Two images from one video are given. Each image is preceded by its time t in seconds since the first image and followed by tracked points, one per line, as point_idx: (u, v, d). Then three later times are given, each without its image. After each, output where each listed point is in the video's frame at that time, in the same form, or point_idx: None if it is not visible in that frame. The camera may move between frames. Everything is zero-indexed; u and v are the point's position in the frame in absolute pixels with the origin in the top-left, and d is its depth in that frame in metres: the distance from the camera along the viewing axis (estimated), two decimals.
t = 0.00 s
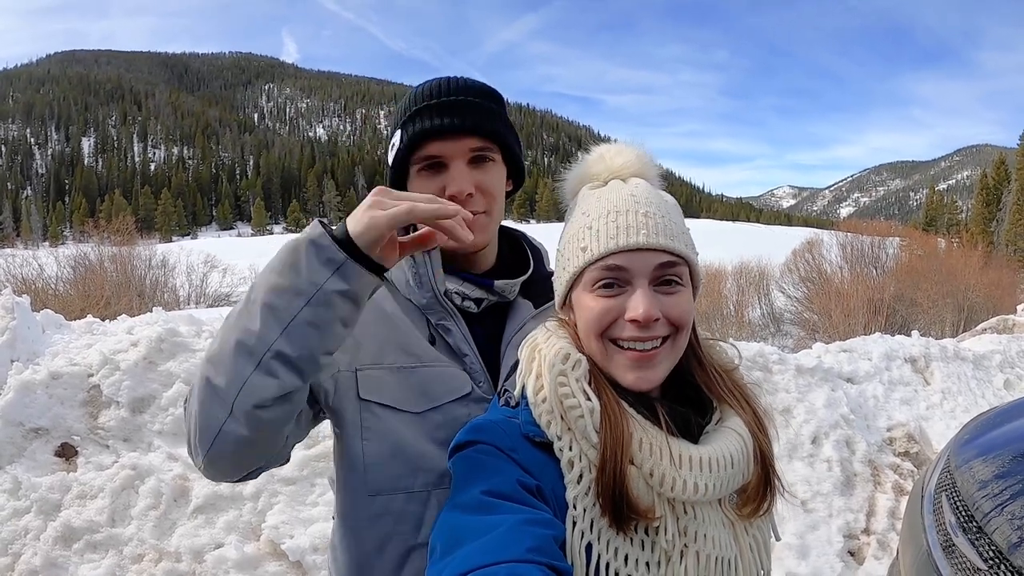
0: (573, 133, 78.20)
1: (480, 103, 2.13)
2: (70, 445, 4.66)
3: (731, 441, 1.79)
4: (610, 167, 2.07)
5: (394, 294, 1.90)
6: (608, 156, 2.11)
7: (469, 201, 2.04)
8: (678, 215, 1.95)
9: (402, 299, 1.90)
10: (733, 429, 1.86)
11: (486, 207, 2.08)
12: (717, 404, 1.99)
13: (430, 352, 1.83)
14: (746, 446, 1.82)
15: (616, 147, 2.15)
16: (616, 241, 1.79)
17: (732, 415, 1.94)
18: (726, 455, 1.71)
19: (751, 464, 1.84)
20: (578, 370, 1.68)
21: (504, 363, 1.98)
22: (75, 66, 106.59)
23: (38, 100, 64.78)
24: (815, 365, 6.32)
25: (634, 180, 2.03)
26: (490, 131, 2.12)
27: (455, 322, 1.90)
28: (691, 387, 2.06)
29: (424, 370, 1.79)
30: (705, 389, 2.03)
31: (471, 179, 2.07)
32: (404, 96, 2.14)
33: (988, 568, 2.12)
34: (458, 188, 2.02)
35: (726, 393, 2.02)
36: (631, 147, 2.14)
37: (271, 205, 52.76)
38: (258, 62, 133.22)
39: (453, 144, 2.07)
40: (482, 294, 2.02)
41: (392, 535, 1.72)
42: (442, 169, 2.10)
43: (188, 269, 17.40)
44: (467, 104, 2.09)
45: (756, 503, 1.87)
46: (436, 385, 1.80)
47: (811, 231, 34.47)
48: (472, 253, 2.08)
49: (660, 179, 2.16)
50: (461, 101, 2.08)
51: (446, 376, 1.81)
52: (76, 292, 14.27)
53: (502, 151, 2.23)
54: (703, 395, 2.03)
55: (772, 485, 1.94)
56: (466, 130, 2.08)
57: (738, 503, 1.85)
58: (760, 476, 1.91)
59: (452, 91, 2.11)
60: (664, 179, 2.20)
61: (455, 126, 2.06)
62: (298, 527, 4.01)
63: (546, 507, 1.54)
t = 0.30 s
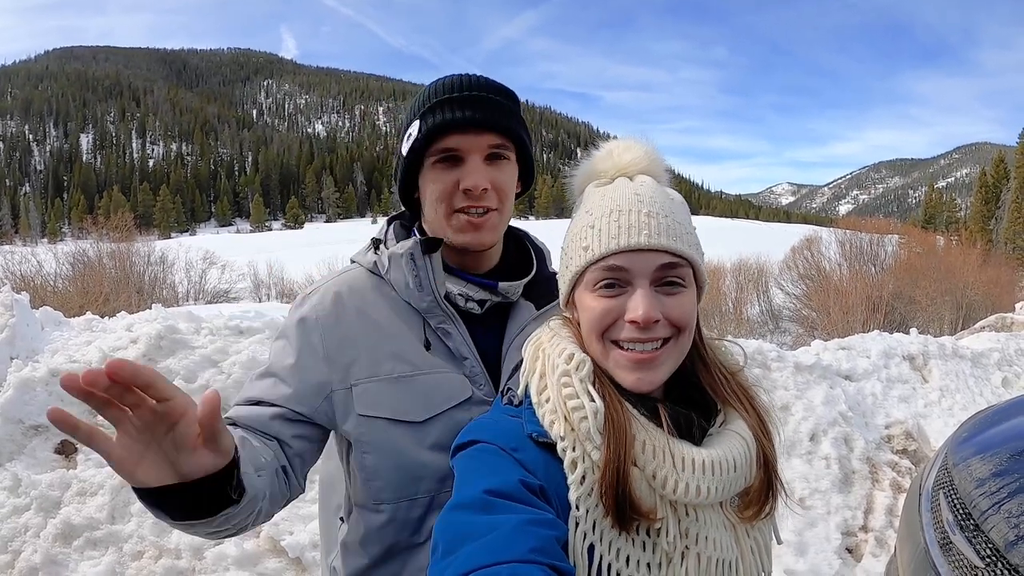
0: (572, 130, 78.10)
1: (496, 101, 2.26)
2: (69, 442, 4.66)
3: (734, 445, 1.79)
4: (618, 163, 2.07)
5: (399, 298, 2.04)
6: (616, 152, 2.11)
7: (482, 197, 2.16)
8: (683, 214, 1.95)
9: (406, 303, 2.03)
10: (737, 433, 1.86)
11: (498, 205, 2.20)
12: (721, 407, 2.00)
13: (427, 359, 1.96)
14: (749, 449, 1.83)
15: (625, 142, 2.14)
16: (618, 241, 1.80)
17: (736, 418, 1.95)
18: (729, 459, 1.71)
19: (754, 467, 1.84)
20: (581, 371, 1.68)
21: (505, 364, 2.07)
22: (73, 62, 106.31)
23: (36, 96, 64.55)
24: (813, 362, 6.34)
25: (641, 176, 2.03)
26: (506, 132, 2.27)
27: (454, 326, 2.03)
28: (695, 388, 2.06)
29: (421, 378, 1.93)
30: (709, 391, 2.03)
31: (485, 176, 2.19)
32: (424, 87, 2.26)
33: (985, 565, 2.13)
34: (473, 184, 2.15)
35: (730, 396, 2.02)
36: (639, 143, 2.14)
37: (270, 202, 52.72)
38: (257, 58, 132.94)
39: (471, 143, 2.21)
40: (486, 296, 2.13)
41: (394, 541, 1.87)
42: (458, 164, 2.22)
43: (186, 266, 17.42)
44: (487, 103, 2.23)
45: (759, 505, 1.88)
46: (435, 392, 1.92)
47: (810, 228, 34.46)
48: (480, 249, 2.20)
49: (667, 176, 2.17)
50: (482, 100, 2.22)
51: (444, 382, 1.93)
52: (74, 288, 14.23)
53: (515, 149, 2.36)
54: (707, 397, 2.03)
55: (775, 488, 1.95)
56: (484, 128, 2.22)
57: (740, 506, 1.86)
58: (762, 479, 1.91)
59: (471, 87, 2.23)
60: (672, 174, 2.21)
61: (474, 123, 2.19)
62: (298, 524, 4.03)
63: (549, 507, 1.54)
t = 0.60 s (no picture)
0: (571, 129, 78.03)
1: (497, 102, 2.27)
2: (68, 442, 4.66)
3: (733, 444, 1.79)
4: (618, 162, 2.07)
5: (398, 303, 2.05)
6: (617, 152, 2.12)
7: (482, 198, 2.16)
8: (681, 213, 1.95)
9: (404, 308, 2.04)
10: (735, 432, 1.87)
11: (498, 205, 2.20)
12: (720, 406, 2.00)
13: (426, 366, 1.97)
14: (747, 448, 1.83)
15: (625, 143, 2.15)
16: (616, 239, 1.80)
17: (734, 417, 1.95)
18: (727, 457, 1.71)
19: (753, 467, 1.84)
20: (580, 369, 1.68)
21: (505, 365, 2.08)
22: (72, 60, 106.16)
23: (35, 95, 64.45)
24: (812, 360, 6.36)
25: (641, 175, 2.03)
26: (506, 131, 2.27)
27: (453, 330, 2.03)
28: (693, 387, 2.06)
29: (423, 384, 1.93)
30: (708, 390, 2.03)
31: (485, 177, 2.19)
32: (426, 87, 2.28)
33: (984, 563, 2.13)
34: (472, 185, 2.14)
35: (730, 396, 2.02)
36: (639, 143, 2.15)
37: (270, 200, 52.71)
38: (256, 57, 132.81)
39: (471, 144, 2.22)
40: (486, 297, 2.14)
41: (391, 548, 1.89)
42: (458, 165, 2.23)
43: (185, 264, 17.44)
44: (488, 104, 2.24)
45: (758, 505, 1.88)
46: (436, 397, 1.92)
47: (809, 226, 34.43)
48: (481, 251, 2.21)
49: (667, 176, 2.16)
50: (483, 99, 2.23)
51: (445, 387, 1.94)
52: (73, 287, 14.21)
53: (516, 150, 2.37)
54: (706, 397, 2.03)
55: (773, 489, 1.95)
56: (485, 128, 2.22)
57: (739, 505, 1.86)
58: (761, 479, 1.91)
59: (471, 87, 2.24)
60: (672, 174, 2.21)
61: (474, 124, 2.20)
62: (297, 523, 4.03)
63: (548, 506, 1.55)
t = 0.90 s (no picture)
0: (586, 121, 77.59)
1: (523, 94, 2.26)
2: (79, 424, 4.71)
3: (739, 439, 1.77)
4: (636, 156, 2.05)
5: (411, 292, 2.03)
6: (634, 146, 2.09)
7: (501, 188, 2.13)
8: (698, 212, 1.94)
9: (417, 297, 2.02)
10: (742, 427, 1.84)
11: (517, 197, 2.18)
12: (727, 403, 1.98)
13: (437, 357, 1.94)
14: (754, 444, 1.80)
15: (642, 137, 2.12)
16: (633, 236, 1.79)
17: (741, 413, 1.93)
18: (734, 454, 1.69)
19: (759, 464, 1.82)
20: (589, 364, 1.67)
21: (513, 361, 2.07)
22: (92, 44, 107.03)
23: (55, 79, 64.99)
24: (824, 360, 6.31)
25: (658, 172, 2.01)
26: (530, 124, 2.26)
27: (465, 324, 2.02)
28: (700, 383, 2.04)
29: (433, 375, 1.90)
30: (714, 387, 2.01)
31: (506, 167, 2.17)
32: (454, 73, 2.29)
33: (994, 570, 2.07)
34: (493, 173, 2.12)
35: (736, 392, 2.01)
36: (657, 139, 2.13)
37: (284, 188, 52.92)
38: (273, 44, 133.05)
39: (495, 132, 2.21)
40: (499, 291, 2.12)
41: (389, 541, 1.86)
42: (480, 153, 2.22)
43: (199, 250, 17.57)
44: (516, 95, 2.24)
45: (764, 501, 1.87)
46: (445, 389, 1.90)
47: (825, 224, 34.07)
48: (495, 242, 2.19)
49: (684, 174, 2.15)
50: (512, 89, 2.23)
51: (454, 380, 1.92)
52: (88, 270, 14.34)
53: (539, 145, 2.36)
54: (713, 394, 2.01)
55: (779, 488, 1.93)
56: (509, 119, 2.21)
57: (745, 502, 1.84)
58: (765, 476, 1.90)
59: (499, 76, 2.24)
60: (689, 172, 2.19)
61: (499, 113, 2.20)
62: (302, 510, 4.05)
63: (553, 500, 1.53)
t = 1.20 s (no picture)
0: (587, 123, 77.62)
1: (523, 94, 2.26)
2: (78, 423, 4.71)
3: (740, 441, 1.77)
4: (638, 156, 2.06)
5: (411, 292, 2.02)
6: (635, 145, 2.10)
7: (502, 191, 2.13)
8: (699, 214, 1.93)
9: (417, 298, 2.02)
10: (743, 428, 1.85)
11: (517, 199, 2.18)
12: (727, 405, 1.98)
13: (437, 359, 1.94)
14: (755, 446, 1.80)
15: (643, 137, 2.13)
16: (635, 238, 1.79)
17: (742, 415, 1.93)
18: (734, 455, 1.69)
19: (760, 466, 1.82)
20: (590, 365, 1.67)
21: (514, 361, 2.07)
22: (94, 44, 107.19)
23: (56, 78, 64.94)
24: (824, 363, 6.31)
25: (660, 172, 2.02)
26: (530, 125, 2.26)
27: (465, 325, 2.02)
28: (699, 385, 2.04)
29: (433, 376, 1.90)
30: (716, 389, 2.01)
31: (507, 169, 2.17)
32: (453, 74, 2.29)
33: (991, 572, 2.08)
34: (493, 177, 2.12)
35: (738, 394, 2.00)
36: (660, 139, 2.13)
37: (285, 188, 52.91)
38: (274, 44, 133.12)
39: (495, 135, 2.21)
40: (500, 291, 2.12)
41: (391, 540, 1.86)
42: (480, 155, 2.22)
43: (199, 250, 17.56)
44: (515, 97, 2.23)
45: (764, 503, 1.87)
46: (445, 390, 1.90)
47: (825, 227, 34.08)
48: (496, 243, 2.19)
49: (685, 174, 2.15)
50: (510, 91, 2.23)
51: (454, 381, 1.91)
52: (87, 270, 14.30)
53: (539, 145, 2.36)
54: (714, 396, 2.01)
55: (778, 490, 1.93)
56: (509, 121, 2.22)
57: (745, 503, 1.84)
58: (766, 477, 1.90)
59: (498, 77, 2.24)
60: (690, 172, 2.19)
61: (498, 116, 2.20)
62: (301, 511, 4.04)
63: (554, 500, 1.53)
